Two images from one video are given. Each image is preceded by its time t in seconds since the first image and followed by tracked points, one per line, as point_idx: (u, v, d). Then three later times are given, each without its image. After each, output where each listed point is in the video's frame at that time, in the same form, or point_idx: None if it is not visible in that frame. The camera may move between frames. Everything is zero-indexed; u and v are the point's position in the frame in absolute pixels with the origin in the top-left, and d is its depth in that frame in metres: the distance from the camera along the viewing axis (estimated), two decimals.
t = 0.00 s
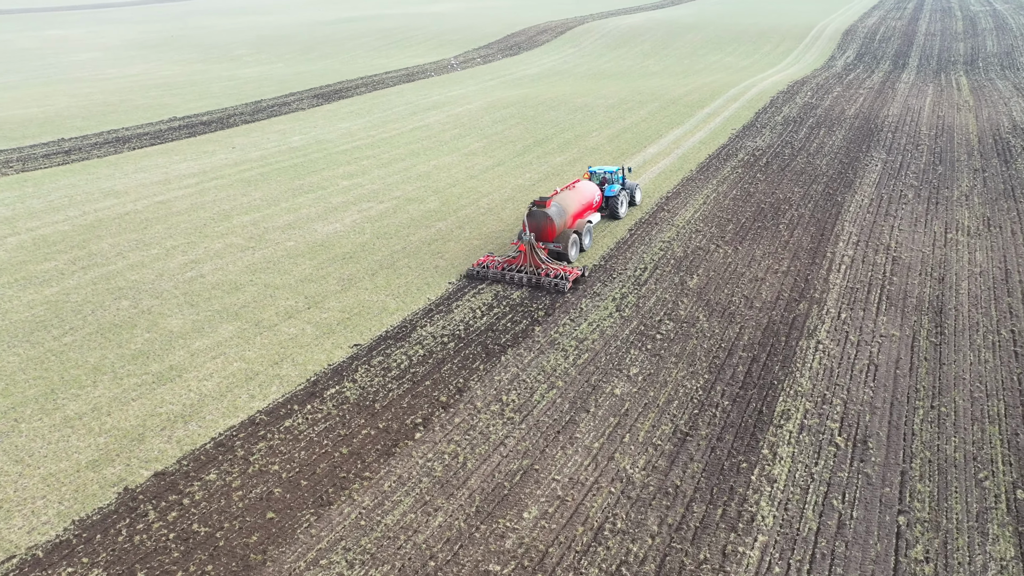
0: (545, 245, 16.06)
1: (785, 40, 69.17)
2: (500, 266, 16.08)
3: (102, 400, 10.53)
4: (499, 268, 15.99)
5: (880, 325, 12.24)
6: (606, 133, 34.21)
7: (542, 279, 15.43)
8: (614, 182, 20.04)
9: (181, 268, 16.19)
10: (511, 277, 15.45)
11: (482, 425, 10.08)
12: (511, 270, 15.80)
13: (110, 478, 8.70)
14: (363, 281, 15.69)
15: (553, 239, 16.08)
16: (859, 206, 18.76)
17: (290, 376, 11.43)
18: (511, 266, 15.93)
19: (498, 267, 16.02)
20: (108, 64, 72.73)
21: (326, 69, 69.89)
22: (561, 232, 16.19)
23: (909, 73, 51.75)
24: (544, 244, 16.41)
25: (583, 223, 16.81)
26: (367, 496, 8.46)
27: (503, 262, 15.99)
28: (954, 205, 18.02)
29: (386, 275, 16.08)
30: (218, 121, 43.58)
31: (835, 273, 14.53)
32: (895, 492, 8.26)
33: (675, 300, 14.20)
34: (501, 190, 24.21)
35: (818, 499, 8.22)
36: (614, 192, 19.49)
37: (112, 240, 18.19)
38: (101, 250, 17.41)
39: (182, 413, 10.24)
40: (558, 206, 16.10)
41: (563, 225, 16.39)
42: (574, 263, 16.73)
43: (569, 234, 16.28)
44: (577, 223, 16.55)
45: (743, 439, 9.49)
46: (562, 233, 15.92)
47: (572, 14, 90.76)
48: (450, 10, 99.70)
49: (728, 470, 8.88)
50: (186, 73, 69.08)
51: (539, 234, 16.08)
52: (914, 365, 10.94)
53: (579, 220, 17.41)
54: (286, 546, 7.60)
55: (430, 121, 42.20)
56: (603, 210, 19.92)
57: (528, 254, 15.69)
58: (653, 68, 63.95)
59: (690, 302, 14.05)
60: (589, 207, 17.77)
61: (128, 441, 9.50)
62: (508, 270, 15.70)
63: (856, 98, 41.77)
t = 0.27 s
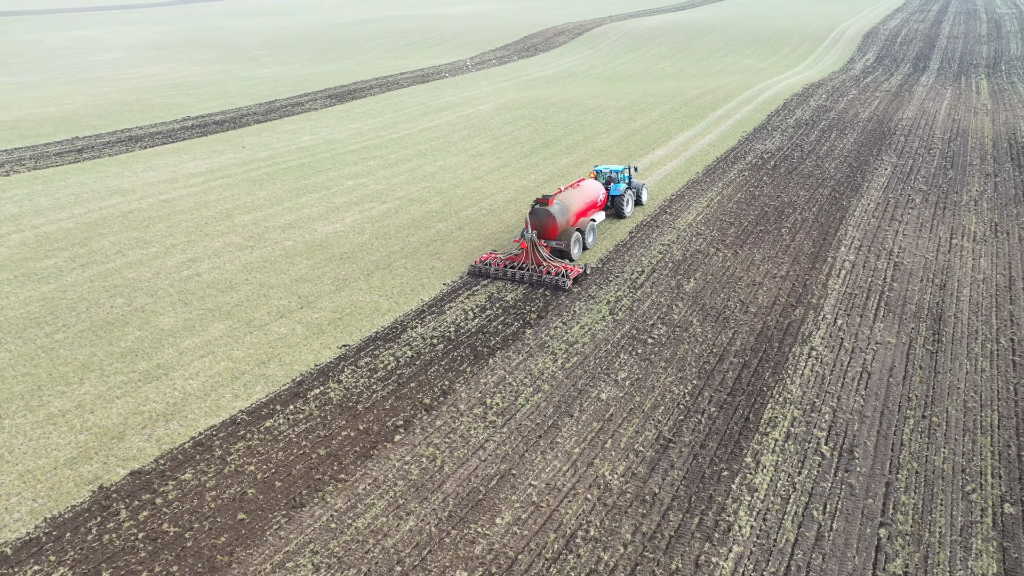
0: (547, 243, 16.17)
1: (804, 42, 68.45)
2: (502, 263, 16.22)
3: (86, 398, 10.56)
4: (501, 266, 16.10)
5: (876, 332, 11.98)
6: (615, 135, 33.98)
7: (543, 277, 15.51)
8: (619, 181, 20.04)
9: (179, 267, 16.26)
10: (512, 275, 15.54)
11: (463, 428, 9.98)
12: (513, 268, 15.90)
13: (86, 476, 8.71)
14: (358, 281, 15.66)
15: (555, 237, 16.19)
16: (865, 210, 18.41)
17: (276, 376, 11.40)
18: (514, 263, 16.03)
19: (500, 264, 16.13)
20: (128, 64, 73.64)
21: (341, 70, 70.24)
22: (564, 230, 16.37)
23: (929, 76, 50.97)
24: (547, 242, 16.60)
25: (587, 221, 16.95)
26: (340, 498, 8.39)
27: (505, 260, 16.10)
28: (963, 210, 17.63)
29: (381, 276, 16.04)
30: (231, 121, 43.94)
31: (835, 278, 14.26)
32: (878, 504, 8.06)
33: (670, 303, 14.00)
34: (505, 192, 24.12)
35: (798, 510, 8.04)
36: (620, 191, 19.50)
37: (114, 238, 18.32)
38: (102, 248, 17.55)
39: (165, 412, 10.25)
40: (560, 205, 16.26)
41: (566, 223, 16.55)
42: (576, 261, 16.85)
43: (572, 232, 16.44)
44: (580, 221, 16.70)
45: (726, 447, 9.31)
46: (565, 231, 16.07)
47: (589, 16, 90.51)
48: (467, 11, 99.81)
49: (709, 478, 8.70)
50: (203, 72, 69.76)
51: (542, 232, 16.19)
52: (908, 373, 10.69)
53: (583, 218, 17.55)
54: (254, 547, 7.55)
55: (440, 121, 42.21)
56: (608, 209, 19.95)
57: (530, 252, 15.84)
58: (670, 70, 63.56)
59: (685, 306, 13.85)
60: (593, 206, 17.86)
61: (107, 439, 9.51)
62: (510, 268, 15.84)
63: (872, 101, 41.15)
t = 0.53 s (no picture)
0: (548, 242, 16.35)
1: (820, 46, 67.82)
2: (502, 262, 16.33)
3: (69, 396, 10.61)
4: (501, 264, 16.25)
5: (868, 339, 11.74)
6: (622, 138, 33.79)
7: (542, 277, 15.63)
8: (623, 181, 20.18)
9: (174, 267, 16.36)
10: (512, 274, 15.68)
11: (440, 432, 9.89)
12: (513, 267, 16.04)
13: (59, 475, 8.74)
14: (350, 282, 15.64)
15: (556, 237, 16.37)
16: (867, 215, 18.10)
17: (259, 377, 11.39)
18: (514, 262, 16.17)
19: (500, 263, 16.28)
20: (144, 65, 74.41)
21: (354, 72, 70.57)
22: (564, 230, 16.54)
23: (947, 80, 50.28)
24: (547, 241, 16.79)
25: (588, 221, 17.12)
26: (310, 501, 8.33)
27: (505, 258, 16.22)
28: (968, 216, 17.27)
29: (374, 277, 16.01)
30: (241, 123, 44.27)
31: (830, 284, 14.01)
32: (855, 516, 7.87)
33: (661, 308, 13.83)
34: (506, 194, 24.06)
35: (772, 521, 7.88)
36: (623, 190, 19.66)
37: (114, 238, 18.47)
38: (100, 248, 17.69)
39: (145, 411, 10.26)
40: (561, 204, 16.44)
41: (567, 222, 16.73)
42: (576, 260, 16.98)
43: (572, 231, 16.61)
44: (581, 220, 16.86)
45: (705, 455, 9.14)
46: (565, 230, 16.23)
47: (603, 19, 90.31)
48: (481, 14, 99.96)
49: (685, 488, 8.54)
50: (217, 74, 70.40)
51: (543, 231, 16.37)
52: (897, 382, 10.46)
53: (584, 218, 17.71)
54: (218, 550, 7.51)
55: (448, 123, 42.23)
56: (611, 209, 20.09)
57: (530, 251, 15.98)
58: (683, 74, 63.24)
59: (676, 311, 13.67)
60: (594, 205, 18.01)
61: (85, 437, 9.55)
62: (510, 266, 15.95)
63: (885, 104, 40.55)
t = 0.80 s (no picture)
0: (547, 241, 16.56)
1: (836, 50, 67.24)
2: (501, 261, 16.47)
3: (49, 395, 10.65)
4: (500, 263, 16.38)
5: (856, 347, 11.53)
6: (627, 141, 33.63)
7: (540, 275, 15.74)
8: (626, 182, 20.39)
9: (167, 266, 16.44)
10: (510, 272, 15.79)
11: (416, 435, 9.81)
12: (511, 265, 16.16)
13: (31, 473, 8.77)
14: (340, 284, 15.62)
15: (555, 236, 16.58)
16: (867, 221, 17.82)
17: (240, 378, 11.37)
18: (512, 261, 16.30)
19: (499, 262, 16.41)
20: (159, 67, 75.14)
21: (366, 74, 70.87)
22: (563, 230, 16.75)
23: (963, 84, 49.65)
24: (546, 241, 16.99)
25: (588, 221, 17.30)
26: (277, 504, 8.28)
27: (504, 257, 16.35)
28: (969, 223, 16.95)
29: (365, 279, 15.99)
30: (249, 125, 44.57)
31: (823, 291, 13.80)
32: (827, 528, 7.71)
33: (650, 313, 13.68)
34: (506, 197, 24.01)
35: (742, 531, 7.73)
36: (625, 191, 19.90)
37: (111, 238, 18.60)
38: (97, 248, 17.82)
39: (123, 411, 10.27)
40: (561, 205, 16.65)
41: (566, 222, 16.93)
42: (575, 260, 17.13)
43: (572, 231, 16.80)
44: (580, 221, 17.05)
45: (681, 463, 9.00)
46: (564, 230, 16.42)
47: (616, 22, 90.12)
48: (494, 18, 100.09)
49: (657, 496, 8.40)
50: (231, 76, 70.98)
51: (542, 230, 16.60)
52: (882, 391, 10.24)
53: (584, 218, 17.91)
54: (180, 551, 7.48)
55: (455, 126, 42.26)
56: (614, 210, 20.31)
57: (529, 250, 16.15)
58: (696, 77, 62.94)
59: (666, 316, 13.52)
60: (595, 206, 18.20)
61: (60, 437, 9.57)
62: (508, 265, 16.08)
63: (896, 109, 40.05)
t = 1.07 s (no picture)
0: (545, 241, 16.78)
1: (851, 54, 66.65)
2: (499, 260, 16.74)
3: (29, 394, 10.72)
4: (498, 263, 16.60)
5: (842, 355, 11.32)
6: (632, 145, 33.49)
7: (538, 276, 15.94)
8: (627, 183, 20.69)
9: (161, 267, 16.54)
10: (508, 272, 16.05)
11: (389, 439, 9.75)
12: (509, 265, 16.38)
13: (2, 472, 8.82)
14: (330, 286, 15.64)
15: (553, 236, 16.81)
16: (865, 227, 17.53)
17: (220, 378, 11.39)
18: (510, 261, 16.56)
19: (497, 262, 16.63)
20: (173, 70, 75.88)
21: (377, 77, 71.16)
22: (562, 230, 16.95)
23: (979, 90, 49.02)
24: (545, 240, 17.19)
25: (586, 221, 17.51)
26: (242, 506, 8.24)
27: (502, 257, 16.60)
28: (969, 229, 16.60)
29: (355, 281, 16.00)
30: (258, 127, 44.87)
31: (813, 297, 13.58)
32: (796, 540, 7.55)
33: (637, 318, 13.54)
34: (505, 200, 23.97)
35: (709, 541, 7.60)
36: (626, 193, 20.21)
37: (109, 238, 18.76)
38: (94, 248, 17.97)
39: (100, 410, 10.29)
40: (560, 205, 16.85)
41: (565, 222, 17.14)
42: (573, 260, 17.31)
43: (571, 231, 17.01)
44: (579, 221, 17.26)
45: (653, 471, 8.87)
46: (562, 230, 16.62)
47: (629, 26, 89.92)
48: (507, 22, 100.20)
49: (626, 504, 8.27)
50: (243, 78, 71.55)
51: (540, 230, 16.82)
52: (865, 400, 10.03)
53: (583, 218, 18.12)
54: (139, 552, 7.47)
55: (461, 129, 42.31)
56: (616, 211, 20.58)
57: (527, 249, 16.36)
58: (708, 81, 62.62)
59: (653, 321, 13.37)
60: (594, 206, 18.40)
61: (35, 435, 9.62)
62: (506, 265, 16.34)
63: (908, 113, 39.55)
